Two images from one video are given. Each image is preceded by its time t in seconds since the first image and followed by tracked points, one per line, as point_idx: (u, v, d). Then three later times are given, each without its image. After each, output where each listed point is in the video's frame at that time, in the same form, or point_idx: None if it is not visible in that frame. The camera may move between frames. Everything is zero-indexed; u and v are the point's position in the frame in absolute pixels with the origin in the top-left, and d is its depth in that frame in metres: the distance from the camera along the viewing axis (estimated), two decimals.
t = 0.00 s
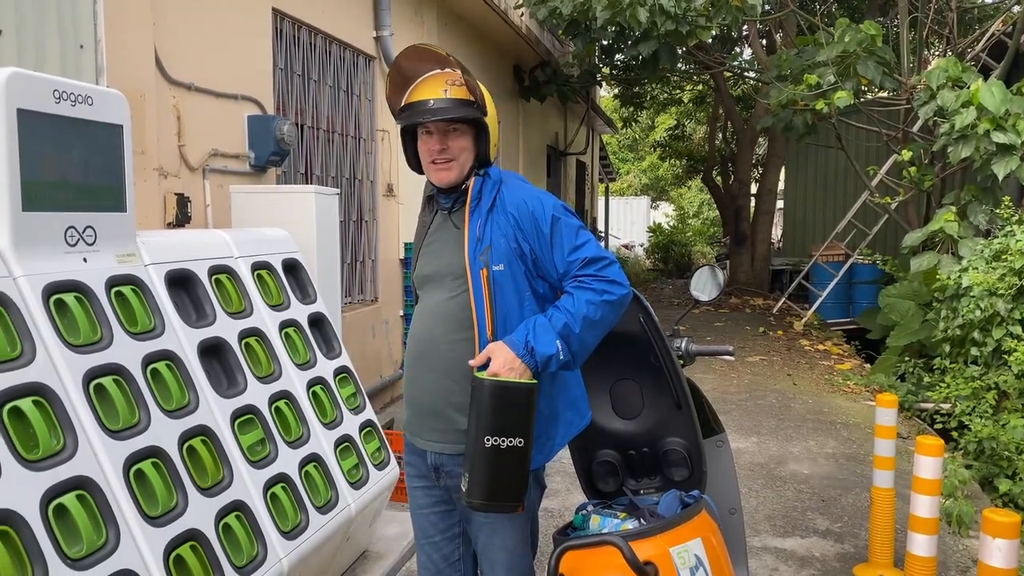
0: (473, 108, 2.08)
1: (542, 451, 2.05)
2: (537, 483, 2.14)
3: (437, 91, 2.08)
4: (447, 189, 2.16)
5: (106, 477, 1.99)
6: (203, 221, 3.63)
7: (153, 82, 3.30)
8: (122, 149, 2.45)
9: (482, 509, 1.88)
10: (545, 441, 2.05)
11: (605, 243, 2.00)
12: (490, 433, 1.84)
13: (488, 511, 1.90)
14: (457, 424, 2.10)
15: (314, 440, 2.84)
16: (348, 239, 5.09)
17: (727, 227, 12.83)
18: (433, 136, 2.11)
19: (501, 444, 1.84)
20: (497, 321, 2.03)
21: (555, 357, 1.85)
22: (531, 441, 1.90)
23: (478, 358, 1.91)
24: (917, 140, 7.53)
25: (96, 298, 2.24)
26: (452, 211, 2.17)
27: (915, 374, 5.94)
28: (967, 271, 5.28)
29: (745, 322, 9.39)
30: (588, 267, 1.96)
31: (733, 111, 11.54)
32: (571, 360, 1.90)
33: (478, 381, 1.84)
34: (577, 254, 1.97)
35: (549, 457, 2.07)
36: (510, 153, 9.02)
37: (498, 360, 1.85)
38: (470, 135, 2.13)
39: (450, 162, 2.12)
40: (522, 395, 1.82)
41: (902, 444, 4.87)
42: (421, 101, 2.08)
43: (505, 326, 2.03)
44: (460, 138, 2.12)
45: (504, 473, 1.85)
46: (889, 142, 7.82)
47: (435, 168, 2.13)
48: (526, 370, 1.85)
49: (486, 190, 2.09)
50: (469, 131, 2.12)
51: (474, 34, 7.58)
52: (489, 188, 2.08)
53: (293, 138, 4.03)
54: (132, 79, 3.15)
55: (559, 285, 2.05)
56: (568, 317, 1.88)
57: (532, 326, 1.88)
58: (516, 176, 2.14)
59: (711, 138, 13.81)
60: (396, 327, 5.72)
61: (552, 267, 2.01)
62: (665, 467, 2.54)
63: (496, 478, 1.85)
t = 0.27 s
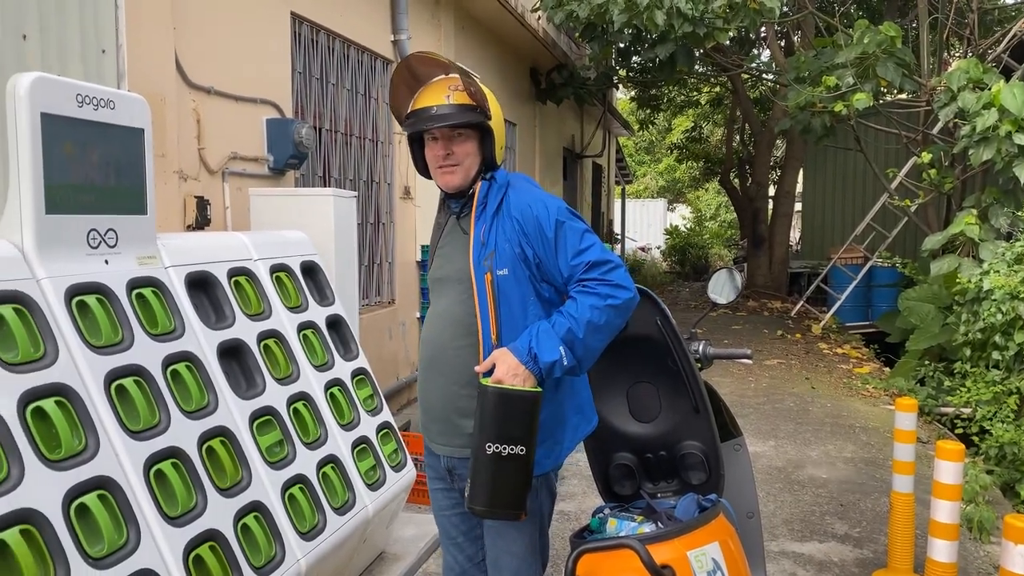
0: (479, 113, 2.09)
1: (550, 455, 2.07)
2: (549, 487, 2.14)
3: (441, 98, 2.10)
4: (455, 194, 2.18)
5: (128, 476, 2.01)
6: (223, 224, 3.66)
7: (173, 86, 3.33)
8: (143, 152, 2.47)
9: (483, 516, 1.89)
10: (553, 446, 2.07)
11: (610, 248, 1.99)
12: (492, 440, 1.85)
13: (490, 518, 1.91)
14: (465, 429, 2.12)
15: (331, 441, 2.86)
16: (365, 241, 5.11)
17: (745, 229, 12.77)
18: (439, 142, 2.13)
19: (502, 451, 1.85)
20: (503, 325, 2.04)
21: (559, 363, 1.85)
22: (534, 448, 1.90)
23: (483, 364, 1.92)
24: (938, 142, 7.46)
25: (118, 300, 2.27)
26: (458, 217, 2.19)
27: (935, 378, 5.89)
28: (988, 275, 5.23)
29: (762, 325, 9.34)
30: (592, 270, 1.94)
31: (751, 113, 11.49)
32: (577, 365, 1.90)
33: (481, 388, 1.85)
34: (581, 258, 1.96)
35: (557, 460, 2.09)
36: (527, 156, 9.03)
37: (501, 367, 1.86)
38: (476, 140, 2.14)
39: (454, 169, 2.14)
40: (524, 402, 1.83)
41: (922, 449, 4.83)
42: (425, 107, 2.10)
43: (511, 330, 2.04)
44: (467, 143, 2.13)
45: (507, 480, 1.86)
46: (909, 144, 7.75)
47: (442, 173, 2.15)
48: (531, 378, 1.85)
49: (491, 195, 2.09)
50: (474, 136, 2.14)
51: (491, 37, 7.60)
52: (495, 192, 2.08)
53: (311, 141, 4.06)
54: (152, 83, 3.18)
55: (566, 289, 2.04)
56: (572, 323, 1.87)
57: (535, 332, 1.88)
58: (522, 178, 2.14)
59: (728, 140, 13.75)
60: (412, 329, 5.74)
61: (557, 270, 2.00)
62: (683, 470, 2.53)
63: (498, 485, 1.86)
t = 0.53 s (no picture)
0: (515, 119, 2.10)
1: (574, 463, 2.08)
2: (576, 492, 2.15)
3: (476, 105, 2.10)
4: (492, 197, 2.21)
5: (156, 476, 2.04)
6: (250, 227, 3.69)
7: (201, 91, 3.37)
8: (172, 156, 2.49)
9: (500, 523, 1.92)
10: (577, 454, 2.08)
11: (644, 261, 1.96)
12: (510, 447, 1.88)
13: (510, 527, 1.93)
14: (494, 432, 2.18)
15: (356, 442, 2.87)
16: (389, 244, 5.13)
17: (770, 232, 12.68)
18: (475, 148, 2.15)
19: (518, 458, 1.88)
20: (532, 332, 2.07)
21: (580, 375, 1.86)
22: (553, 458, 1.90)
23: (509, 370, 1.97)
24: (968, 144, 7.36)
25: (148, 302, 2.30)
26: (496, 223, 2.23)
27: (965, 384, 5.81)
28: (1019, 279, 5.14)
29: (788, 329, 9.26)
30: (622, 283, 1.91)
31: (776, 115, 11.40)
32: (601, 378, 1.90)
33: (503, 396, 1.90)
34: (611, 269, 1.94)
35: (583, 467, 2.10)
36: (551, 159, 9.03)
37: (524, 374, 1.90)
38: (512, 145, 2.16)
39: (491, 175, 2.17)
40: (541, 411, 1.85)
41: (952, 455, 4.76)
42: (461, 114, 2.11)
43: (541, 336, 2.07)
44: (503, 150, 2.15)
45: (522, 486, 1.88)
46: (938, 146, 7.65)
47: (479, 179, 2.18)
48: (553, 389, 1.87)
49: (528, 201, 2.10)
50: (510, 141, 2.16)
51: (514, 40, 7.61)
52: (531, 198, 2.10)
53: (337, 145, 4.08)
54: (181, 88, 3.22)
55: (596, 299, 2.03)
56: (596, 336, 1.87)
57: (559, 343, 1.90)
58: (561, 181, 2.14)
59: (753, 143, 13.66)
60: (436, 332, 5.76)
61: (587, 280, 1.99)
62: (709, 475, 2.51)
63: (513, 490, 1.88)
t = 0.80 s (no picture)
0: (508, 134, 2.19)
1: (600, 472, 2.12)
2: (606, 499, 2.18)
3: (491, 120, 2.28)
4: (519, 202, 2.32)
5: (189, 477, 2.06)
6: (281, 230, 3.73)
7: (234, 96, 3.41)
8: (206, 160, 2.52)
9: (534, 537, 1.99)
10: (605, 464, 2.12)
11: (666, 274, 1.94)
12: (536, 464, 1.96)
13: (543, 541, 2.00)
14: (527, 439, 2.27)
15: (385, 445, 2.89)
16: (417, 247, 5.16)
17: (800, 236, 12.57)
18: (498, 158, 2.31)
19: (545, 475, 1.96)
20: (557, 338, 2.14)
21: (598, 391, 1.90)
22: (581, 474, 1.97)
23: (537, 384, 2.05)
24: (1003, 146, 7.23)
25: (182, 305, 2.33)
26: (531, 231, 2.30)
27: (1001, 392, 5.73)
28: None
29: (818, 334, 9.17)
30: (641, 296, 1.91)
31: (806, 117, 11.30)
32: (623, 394, 1.91)
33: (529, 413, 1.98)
34: (629, 282, 1.94)
35: (611, 477, 2.13)
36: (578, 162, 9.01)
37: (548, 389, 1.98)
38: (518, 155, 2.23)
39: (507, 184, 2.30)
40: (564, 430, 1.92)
41: (987, 464, 4.68)
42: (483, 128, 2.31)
43: (568, 345, 2.12)
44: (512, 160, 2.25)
45: (549, 501, 1.96)
46: (972, 149, 7.53)
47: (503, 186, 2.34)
48: (575, 404, 1.93)
49: (557, 211, 2.14)
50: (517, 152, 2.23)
51: (542, 43, 7.61)
52: (560, 207, 2.13)
53: (366, 149, 4.11)
54: (215, 94, 3.26)
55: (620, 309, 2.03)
56: (613, 353, 1.89)
57: (578, 359, 1.94)
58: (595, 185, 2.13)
59: (783, 145, 13.53)
60: (463, 335, 5.77)
61: (610, 291, 2.01)
62: (739, 481, 2.48)
63: (542, 505, 1.97)
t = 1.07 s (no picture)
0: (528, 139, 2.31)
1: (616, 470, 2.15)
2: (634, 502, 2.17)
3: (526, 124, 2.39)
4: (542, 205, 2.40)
5: (218, 477, 2.07)
6: (309, 232, 3.75)
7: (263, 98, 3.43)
8: (236, 163, 2.53)
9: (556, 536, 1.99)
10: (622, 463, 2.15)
11: (675, 270, 1.95)
12: (554, 464, 1.97)
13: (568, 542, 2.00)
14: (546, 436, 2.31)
15: (411, 446, 2.89)
16: (444, 248, 5.17)
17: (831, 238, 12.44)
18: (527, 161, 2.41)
19: (563, 474, 1.96)
20: (572, 337, 2.16)
21: (612, 390, 1.91)
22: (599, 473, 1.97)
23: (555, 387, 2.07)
24: None
25: (212, 306, 2.34)
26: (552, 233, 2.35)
27: None
28: None
29: (849, 337, 9.05)
30: (650, 292, 1.92)
31: (837, 118, 11.17)
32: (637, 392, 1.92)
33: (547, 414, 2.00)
34: (639, 278, 1.95)
35: (627, 476, 2.15)
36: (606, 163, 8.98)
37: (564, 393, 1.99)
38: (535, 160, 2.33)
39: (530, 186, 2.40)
40: (580, 429, 1.93)
41: None
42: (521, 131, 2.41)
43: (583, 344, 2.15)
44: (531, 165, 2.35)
45: (567, 500, 1.96)
46: (1009, 150, 7.40)
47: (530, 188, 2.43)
48: (591, 405, 1.94)
49: (570, 213, 2.19)
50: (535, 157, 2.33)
51: (570, 44, 7.59)
52: (574, 208, 2.18)
53: (394, 151, 4.12)
54: (244, 96, 3.28)
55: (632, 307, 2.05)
56: (624, 350, 1.90)
57: (593, 360, 1.96)
58: (609, 187, 2.16)
59: (814, 147, 13.39)
60: (489, 336, 5.77)
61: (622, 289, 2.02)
62: (769, 487, 2.45)
63: (561, 505, 1.97)
